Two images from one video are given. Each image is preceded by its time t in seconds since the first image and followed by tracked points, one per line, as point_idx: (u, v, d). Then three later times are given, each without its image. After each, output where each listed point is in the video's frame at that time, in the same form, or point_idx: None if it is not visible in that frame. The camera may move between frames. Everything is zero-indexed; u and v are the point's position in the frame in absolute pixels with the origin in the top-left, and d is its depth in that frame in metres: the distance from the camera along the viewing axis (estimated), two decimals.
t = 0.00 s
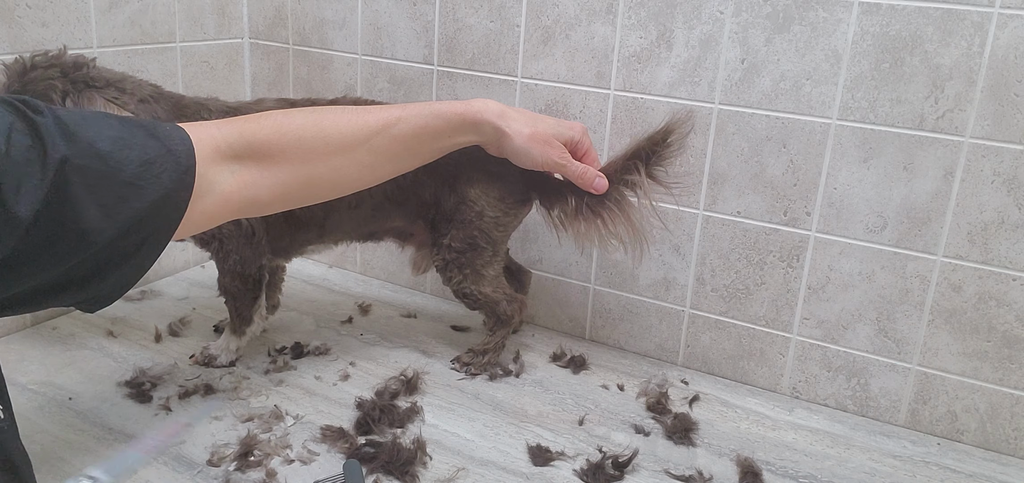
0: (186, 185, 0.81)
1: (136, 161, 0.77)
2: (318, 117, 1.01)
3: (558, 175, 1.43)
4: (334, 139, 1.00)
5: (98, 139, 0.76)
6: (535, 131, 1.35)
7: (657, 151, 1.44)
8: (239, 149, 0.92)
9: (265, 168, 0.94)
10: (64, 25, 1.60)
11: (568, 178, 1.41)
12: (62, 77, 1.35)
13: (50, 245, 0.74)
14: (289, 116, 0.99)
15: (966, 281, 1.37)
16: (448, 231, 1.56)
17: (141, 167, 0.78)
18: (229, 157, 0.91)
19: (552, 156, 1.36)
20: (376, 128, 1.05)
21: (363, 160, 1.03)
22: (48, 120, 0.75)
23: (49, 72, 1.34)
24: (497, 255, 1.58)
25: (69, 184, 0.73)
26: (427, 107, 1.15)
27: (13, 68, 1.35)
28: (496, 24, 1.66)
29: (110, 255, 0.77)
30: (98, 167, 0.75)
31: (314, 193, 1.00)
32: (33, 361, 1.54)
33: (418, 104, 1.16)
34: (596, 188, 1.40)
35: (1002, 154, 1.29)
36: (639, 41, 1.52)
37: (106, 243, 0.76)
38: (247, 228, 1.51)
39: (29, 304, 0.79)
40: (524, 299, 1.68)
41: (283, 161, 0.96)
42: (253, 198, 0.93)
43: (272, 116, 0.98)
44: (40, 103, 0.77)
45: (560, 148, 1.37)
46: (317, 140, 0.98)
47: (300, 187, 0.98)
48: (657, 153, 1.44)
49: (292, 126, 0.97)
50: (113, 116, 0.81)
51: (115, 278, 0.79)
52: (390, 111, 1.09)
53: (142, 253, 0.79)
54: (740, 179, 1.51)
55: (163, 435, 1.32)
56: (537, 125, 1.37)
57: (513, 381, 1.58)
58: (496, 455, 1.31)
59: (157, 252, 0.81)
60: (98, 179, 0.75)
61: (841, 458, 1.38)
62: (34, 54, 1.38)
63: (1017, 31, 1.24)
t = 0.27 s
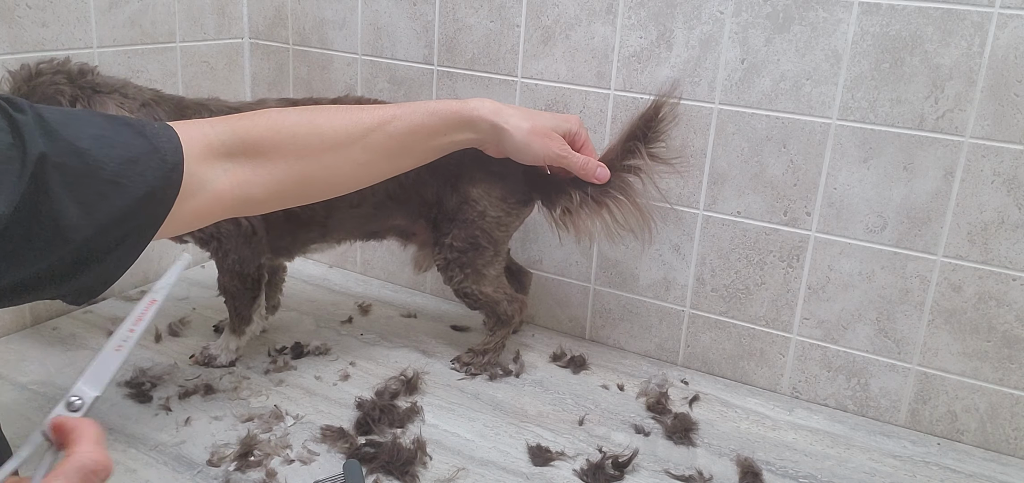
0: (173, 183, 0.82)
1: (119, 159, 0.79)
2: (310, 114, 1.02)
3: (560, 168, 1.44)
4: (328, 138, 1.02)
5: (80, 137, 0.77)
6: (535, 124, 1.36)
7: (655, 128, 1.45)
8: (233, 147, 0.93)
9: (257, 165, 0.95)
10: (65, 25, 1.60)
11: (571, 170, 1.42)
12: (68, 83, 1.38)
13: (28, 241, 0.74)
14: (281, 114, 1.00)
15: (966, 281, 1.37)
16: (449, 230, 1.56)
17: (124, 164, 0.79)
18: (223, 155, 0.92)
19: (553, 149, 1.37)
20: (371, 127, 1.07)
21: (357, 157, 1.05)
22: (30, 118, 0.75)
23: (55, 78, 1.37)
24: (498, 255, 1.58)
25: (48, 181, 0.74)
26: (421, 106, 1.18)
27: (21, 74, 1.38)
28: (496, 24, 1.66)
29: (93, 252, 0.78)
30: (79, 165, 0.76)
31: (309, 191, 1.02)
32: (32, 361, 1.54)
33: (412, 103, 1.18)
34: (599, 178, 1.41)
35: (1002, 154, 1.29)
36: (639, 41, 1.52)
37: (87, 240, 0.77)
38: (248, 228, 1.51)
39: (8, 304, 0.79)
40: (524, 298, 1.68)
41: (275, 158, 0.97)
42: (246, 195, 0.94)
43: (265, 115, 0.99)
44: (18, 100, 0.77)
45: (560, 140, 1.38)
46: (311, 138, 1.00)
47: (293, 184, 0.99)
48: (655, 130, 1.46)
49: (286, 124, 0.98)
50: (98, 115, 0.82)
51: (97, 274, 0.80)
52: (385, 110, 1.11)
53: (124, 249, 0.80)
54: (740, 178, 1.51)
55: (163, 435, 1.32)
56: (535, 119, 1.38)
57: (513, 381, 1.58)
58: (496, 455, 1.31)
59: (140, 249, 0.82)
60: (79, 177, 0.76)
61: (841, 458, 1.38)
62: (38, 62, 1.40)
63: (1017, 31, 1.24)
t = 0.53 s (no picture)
0: (170, 180, 0.85)
1: (116, 156, 0.81)
2: (309, 115, 1.06)
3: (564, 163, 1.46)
4: (328, 137, 1.06)
5: (77, 134, 0.80)
6: (539, 124, 1.38)
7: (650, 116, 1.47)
8: (235, 145, 0.95)
9: (257, 164, 0.97)
10: (64, 25, 1.60)
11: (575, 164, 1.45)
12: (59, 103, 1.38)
13: (26, 235, 0.76)
14: (281, 114, 1.02)
15: (966, 281, 1.37)
16: (448, 231, 1.56)
17: (121, 161, 0.81)
18: (225, 153, 0.94)
19: (559, 147, 1.39)
20: (370, 127, 1.13)
21: (354, 157, 1.10)
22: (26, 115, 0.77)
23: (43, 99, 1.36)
24: (497, 256, 1.57)
25: (45, 177, 0.76)
26: (420, 107, 1.23)
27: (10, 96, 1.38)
28: (496, 24, 1.66)
29: (91, 245, 0.81)
30: (76, 162, 0.78)
31: (308, 189, 1.05)
32: (33, 360, 1.54)
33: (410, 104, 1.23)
34: (606, 168, 1.45)
35: (1002, 154, 1.29)
36: (639, 41, 1.52)
37: (85, 234, 0.80)
38: (249, 228, 1.52)
39: (10, 294, 0.82)
40: (524, 298, 1.68)
41: (275, 157, 1.00)
42: (247, 192, 0.96)
43: (265, 114, 1.02)
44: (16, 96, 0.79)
45: (565, 137, 1.40)
46: (312, 137, 1.04)
47: (292, 183, 1.02)
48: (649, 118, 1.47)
49: (287, 123, 1.01)
50: (94, 112, 0.84)
51: (96, 267, 0.83)
52: (382, 111, 1.16)
53: (123, 242, 0.84)
54: (740, 178, 1.51)
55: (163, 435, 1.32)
56: (539, 119, 1.39)
57: (513, 381, 1.58)
58: (496, 455, 1.31)
59: (138, 242, 0.85)
60: (76, 173, 0.78)
61: (841, 458, 1.38)
62: (26, 80, 1.40)
63: (1017, 31, 1.24)
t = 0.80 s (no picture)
0: (172, 176, 0.89)
1: (120, 153, 0.85)
2: (309, 110, 1.06)
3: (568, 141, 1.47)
4: (330, 134, 1.07)
5: (82, 132, 0.83)
6: (540, 105, 1.38)
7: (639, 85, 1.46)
8: (235, 145, 0.98)
9: (257, 162, 1.00)
10: (64, 25, 1.60)
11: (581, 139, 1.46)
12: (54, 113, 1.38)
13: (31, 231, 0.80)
14: (283, 111, 1.04)
15: (966, 281, 1.37)
16: (448, 233, 1.55)
17: (124, 158, 0.85)
18: (224, 152, 0.97)
19: (562, 123, 1.40)
20: (373, 122, 1.12)
21: (355, 152, 1.09)
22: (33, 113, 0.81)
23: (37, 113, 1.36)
24: (497, 258, 1.56)
25: (49, 173, 0.80)
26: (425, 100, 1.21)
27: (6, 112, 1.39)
28: (496, 24, 1.66)
29: (93, 240, 0.84)
30: (79, 159, 0.82)
31: (312, 186, 1.07)
32: (32, 360, 1.54)
33: (416, 97, 1.22)
34: (609, 137, 1.48)
35: (1002, 154, 1.29)
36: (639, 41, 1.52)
37: (87, 229, 0.83)
38: (248, 228, 1.52)
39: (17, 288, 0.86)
40: (524, 299, 1.69)
41: (274, 155, 1.01)
42: (248, 190, 0.99)
43: (269, 111, 1.04)
44: (26, 96, 0.83)
45: (566, 115, 1.41)
46: (314, 134, 1.05)
47: (291, 180, 1.03)
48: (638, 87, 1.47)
49: (288, 121, 1.03)
50: (98, 110, 0.88)
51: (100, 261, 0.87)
52: (387, 105, 1.15)
53: (124, 237, 0.87)
54: (739, 178, 1.51)
55: (163, 435, 1.32)
56: (538, 101, 1.39)
57: (514, 381, 1.58)
58: (496, 455, 1.31)
59: (139, 237, 0.89)
60: (80, 170, 0.82)
61: (841, 458, 1.38)
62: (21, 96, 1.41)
63: (1017, 31, 1.24)
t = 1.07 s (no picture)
0: (163, 170, 1.01)
1: (115, 149, 0.98)
2: (297, 108, 1.16)
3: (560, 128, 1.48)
4: (315, 130, 1.16)
5: (83, 132, 0.98)
6: (528, 92, 1.39)
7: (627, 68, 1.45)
8: (223, 144, 1.09)
9: (245, 158, 1.11)
10: (64, 25, 1.60)
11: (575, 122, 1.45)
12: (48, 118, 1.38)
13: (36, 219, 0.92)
14: (271, 111, 1.15)
15: (966, 281, 1.37)
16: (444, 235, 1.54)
17: (119, 153, 0.98)
18: (214, 151, 1.09)
19: (552, 108, 1.41)
20: (356, 118, 1.20)
21: (343, 146, 1.18)
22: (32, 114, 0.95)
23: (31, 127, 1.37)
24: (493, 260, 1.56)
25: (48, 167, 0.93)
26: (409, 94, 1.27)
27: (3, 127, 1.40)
28: (496, 24, 1.66)
29: (88, 231, 0.97)
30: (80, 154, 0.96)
31: (299, 181, 1.17)
32: (32, 360, 1.54)
33: (401, 92, 1.27)
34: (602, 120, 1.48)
35: (1002, 154, 1.29)
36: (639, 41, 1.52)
37: (84, 220, 0.95)
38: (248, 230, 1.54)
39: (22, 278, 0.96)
40: (524, 299, 1.69)
41: (263, 150, 1.12)
42: (236, 186, 1.10)
43: (258, 112, 1.15)
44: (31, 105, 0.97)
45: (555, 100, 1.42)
46: (298, 131, 1.14)
47: (281, 173, 1.14)
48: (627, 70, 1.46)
49: (273, 120, 1.13)
50: (92, 111, 1.03)
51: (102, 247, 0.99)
52: (371, 101, 1.22)
53: (116, 230, 0.99)
54: (740, 178, 1.50)
55: (163, 435, 1.32)
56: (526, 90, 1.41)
57: (513, 381, 1.58)
58: (496, 455, 1.31)
59: (129, 231, 1.01)
60: (80, 164, 0.96)
61: (841, 459, 1.38)
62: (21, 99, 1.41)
63: (1017, 31, 1.23)
